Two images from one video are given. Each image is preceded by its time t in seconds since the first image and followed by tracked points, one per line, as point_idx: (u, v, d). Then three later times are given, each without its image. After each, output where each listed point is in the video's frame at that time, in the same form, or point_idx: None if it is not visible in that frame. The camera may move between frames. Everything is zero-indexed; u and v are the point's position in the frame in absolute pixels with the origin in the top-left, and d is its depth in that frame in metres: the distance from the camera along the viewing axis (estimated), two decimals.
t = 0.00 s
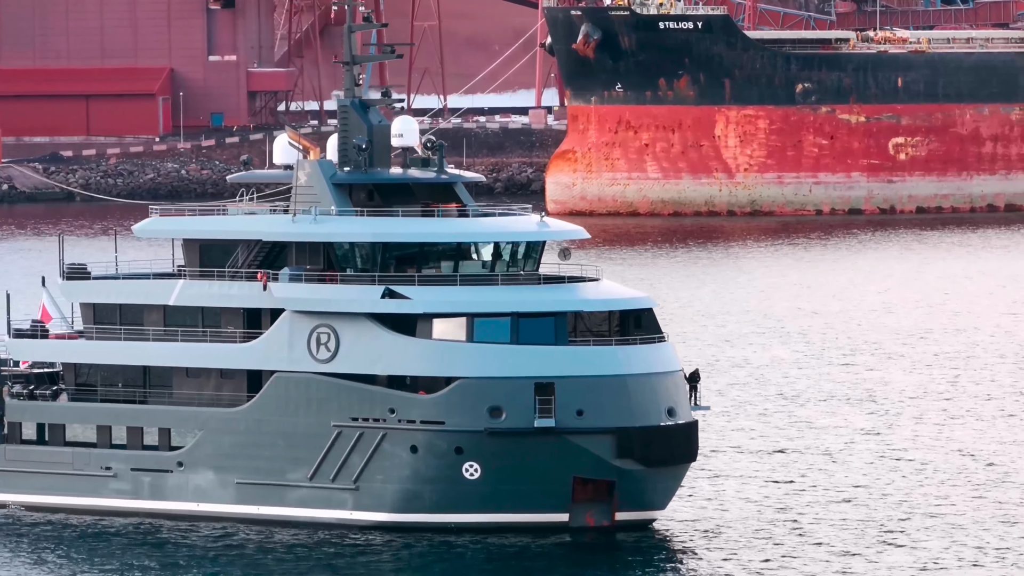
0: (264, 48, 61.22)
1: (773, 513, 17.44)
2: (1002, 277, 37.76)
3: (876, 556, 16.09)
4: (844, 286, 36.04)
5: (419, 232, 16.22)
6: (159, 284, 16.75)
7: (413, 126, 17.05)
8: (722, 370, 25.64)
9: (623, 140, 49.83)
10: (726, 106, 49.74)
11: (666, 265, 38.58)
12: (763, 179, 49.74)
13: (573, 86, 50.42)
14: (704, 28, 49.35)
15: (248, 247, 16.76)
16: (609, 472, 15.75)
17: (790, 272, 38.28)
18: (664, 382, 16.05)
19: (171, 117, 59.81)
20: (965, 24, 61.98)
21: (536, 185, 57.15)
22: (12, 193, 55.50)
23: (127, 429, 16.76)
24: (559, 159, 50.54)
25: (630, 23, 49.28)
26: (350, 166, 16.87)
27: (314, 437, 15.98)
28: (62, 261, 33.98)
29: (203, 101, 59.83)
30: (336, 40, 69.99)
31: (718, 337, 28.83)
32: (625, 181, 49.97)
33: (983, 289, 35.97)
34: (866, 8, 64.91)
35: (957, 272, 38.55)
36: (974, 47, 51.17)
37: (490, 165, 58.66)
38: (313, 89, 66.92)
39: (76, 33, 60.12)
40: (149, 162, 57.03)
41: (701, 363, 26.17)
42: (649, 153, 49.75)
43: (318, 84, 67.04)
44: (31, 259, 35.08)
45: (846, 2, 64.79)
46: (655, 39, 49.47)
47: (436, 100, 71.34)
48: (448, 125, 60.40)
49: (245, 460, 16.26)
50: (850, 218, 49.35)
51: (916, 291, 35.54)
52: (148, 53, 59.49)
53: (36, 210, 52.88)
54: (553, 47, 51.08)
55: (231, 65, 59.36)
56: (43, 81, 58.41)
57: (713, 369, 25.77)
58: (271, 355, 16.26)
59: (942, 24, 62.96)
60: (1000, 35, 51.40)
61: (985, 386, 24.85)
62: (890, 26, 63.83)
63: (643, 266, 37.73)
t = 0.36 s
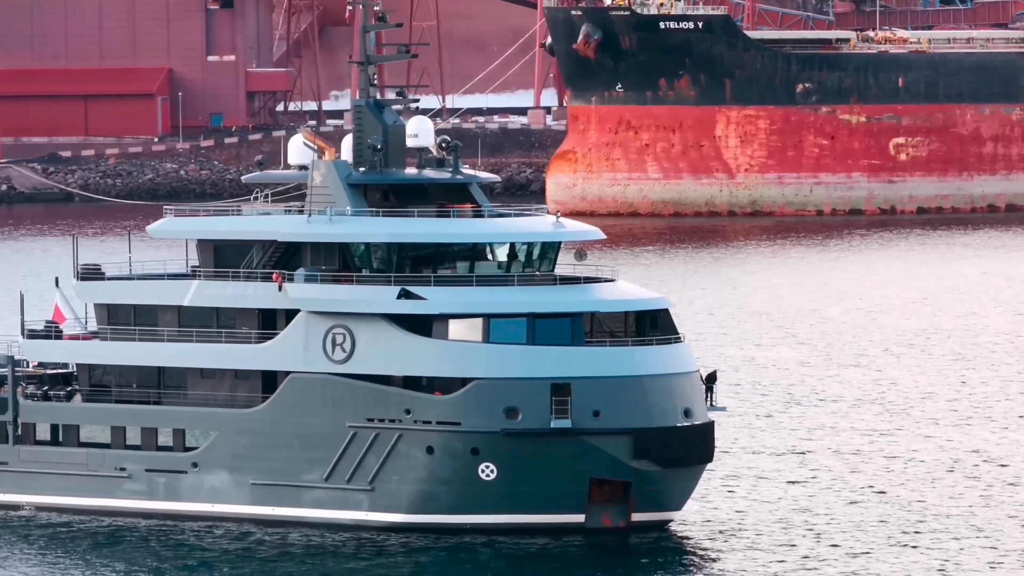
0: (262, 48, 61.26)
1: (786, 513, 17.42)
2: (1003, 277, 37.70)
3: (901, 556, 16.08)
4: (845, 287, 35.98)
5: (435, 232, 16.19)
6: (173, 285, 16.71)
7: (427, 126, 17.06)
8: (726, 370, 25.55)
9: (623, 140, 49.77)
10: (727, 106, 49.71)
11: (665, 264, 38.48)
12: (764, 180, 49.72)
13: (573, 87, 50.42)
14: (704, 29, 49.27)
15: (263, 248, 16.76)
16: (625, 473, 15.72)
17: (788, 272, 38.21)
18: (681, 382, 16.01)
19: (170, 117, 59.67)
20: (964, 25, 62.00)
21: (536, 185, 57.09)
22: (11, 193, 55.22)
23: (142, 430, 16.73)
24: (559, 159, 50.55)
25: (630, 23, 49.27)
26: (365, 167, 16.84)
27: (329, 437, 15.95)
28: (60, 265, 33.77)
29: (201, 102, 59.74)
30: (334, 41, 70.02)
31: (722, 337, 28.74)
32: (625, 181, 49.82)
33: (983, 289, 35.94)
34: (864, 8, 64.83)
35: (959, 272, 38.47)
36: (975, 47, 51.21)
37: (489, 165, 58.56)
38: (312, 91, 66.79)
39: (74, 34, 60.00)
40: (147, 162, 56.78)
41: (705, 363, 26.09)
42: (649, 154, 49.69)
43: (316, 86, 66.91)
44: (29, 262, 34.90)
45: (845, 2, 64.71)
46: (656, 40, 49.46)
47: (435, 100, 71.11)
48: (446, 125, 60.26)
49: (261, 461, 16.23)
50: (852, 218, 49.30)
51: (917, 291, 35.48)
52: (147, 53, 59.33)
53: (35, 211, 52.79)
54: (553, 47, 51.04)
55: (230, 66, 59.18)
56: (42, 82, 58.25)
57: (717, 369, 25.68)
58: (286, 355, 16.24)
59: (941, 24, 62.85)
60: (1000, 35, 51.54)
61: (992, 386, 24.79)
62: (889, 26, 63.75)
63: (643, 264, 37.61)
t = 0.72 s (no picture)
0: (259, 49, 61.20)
1: (798, 514, 17.44)
2: (1002, 277, 37.71)
3: (920, 555, 16.12)
4: (844, 287, 35.99)
5: (449, 233, 16.15)
6: (186, 286, 16.70)
7: (440, 127, 16.84)
8: (730, 370, 25.50)
9: (622, 141, 49.70)
10: (726, 107, 49.61)
11: (664, 263, 38.41)
12: (763, 181, 49.73)
13: (572, 88, 50.41)
14: (704, 29, 49.01)
15: (276, 249, 16.72)
16: (640, 474, 15.69)
17: (789, 273, 37.96)
18: (696, 384, 15.98)
19: (167, 118, 59.27)
20: (961, 26, 62.14)
21: (535, 186, 57.06)
22: (9, 195, 54.98)
23: (155, 431, 16.69)
24: (558, 160, 50.58)
25: (630, 23, 48.88)
26: (379, 167, 16.80)
27: (343, 439, 15.92)
28: (56, 269, 33.56)
29: (199, 103, 59.75)
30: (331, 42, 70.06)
31: (725, 338, 28.68)
32: (625, 182, 49.80)
33: (982, 289, 36.01)
34: (862, 10, 64.85)
35: (957, 273, 38.51)
36: (974, 48, 51.49)
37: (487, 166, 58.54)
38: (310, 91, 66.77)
39: (72, 34, 59.83)
40: (145, 163, 56.56)
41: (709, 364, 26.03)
42: (648, 155, 49.65)
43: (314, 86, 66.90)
44: (26, 264, 34.74)
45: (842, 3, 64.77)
46: (655, 40, 49.15)
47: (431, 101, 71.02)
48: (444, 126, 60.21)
49: (275, 463, 16.21)
50: (851, 219, 49.42)
51: (916, 291, 35.49)
52: (144, 53, 59.10)
53: (32, 212, 52.68)
54: (552, 48, 50.83)
55: (228, 67, 59.18)
56: (39, 83, 57.72)
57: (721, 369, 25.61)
58: (300, 357, 16.21)
59: (938, 25, 62.85)
60: (998, 36, 51.88)
61: (997, 387, 24.77)
62: (885, 27, 63.92)
63: (641, 264, 37.53)
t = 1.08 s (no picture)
0: (258, 49, 61.03)
1: (815, 516, 17.37)
2: (1006, 278, 37.64)
3: (946, 557, 16.08)
4: (848, 287, 35.90)
5: (469, 235, 16.10)
6: (206, 287, 16.67)
7: (460, 129, 16.95)
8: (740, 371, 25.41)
9: (624, 142, 49.62)
10: (728, 108, 49.55)
11: (667, 263, 38.27)
12: (766, 182, 49.59)
13: (574, 88, 50.27)
14: (706, 30, 49.04)
15: (295, 250, 16.67)
16: (661, 476, 15.64)
17: (792, 273, 37.75)
18: (716, 385, 15.93)
19: (166, 119, 59.22)
20: (960, 26, 62.04)
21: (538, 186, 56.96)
22: (9, 195, 54.70)
23: (174, 432, 16.66)
24: (560, 161, 50.55)
25: (631, 24, 48.75)
26: (399, 168, 16.77)
27: (363, 440, 15.88)
28: (56, 273, 33.31)
29: (199, 104, 59.69)
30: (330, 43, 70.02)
31: (733, 339, 28.58)
32: (626, 183, 49.69)
33: (987, 290, 35.93)
34: (862, 10, 64.76)
35: (962, 273, 38.42)
36: (975, 49, 51.49)
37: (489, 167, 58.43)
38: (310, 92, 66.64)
39: (71, 35, 59.77)
40: (145, 163, 56.27)
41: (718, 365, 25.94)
42: (650, 156, 49.59)
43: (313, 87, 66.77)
44: (26, 268, 34.50)
45: (842, 3, 64.70)
46: (657, 41, 49.10)
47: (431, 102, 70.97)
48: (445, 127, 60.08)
49: (294, 465, 16.17)
50: (854, 219, 49.33)
51: (921, 292, 35.39)
52: (144, 54, 58.91)
53: (32, 213, 52.41)
54: (554, 48, 50.81)
55: (228, 67, 59.05)
56: (38, 83, 57.79)
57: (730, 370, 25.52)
58: (319, 358, 16.17)
59: (937, 26, 62.74)
60: (1000, 37, 51.87)
61: (1007, 388, 24.68)
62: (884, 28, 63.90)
63: (643, 264, 37.42)
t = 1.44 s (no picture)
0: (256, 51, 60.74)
1: (827, 518, 17.35)
2: (1008, 279, 37.61)
3: (965, 558, 16.08)
4: (850, 287, 35.83)
5: (483, 236, 16.08)
6: (219, 288, 16.65)
7: (474, 130, 16.73)
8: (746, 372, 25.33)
9: (624, 143, 49.55)
10: (728, 109, 49.42)
11: (667, 263, 38.15)
12: (766, 183, 49.49)
13: (573, 89, 50.22)
14: (706, 31, 48.95)
15: (308, 251, 16.63)
16: (677, 478, 15.60)
17: (793, 273, 37.63)
18: (731, 387, 15.90)
19: (165, 119, 58.98)
20: (959, 27, 62.04)
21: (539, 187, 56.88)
22: (6, 197, 54.54)
23: (187, 434, 16.66)
24: (559, 163, 50.53)
25: (631, 25, 48.59)
26: (412, 169, 16.72)
27: (376, 442, 15.86)
28: (56, 276, 33.17)
29: (196, 105, 59.31)
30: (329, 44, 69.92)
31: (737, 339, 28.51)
32: (625, 185, 49.58)
33: (989, 291, 35.88)
34: (860, 11, 64.72)
35: (963, 274, 38.38)
36: (975, 50, 51.54)
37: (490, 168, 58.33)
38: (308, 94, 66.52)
39: (68, 35, 59.54)
40: (142, 165, 56.19)
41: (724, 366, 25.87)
42: (649, 157, 49.52)
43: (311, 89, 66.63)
44: (26, 271, 34.40)
45: (840, 4, 64.68)
46: (656, 42, 48.97)
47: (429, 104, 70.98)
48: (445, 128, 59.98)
49: (307, 466, 16.14)
50: (854, 221, 49.34)
51: (923, 293, 35.33)
52: (141, 56, 58.65)
53: (31, 214, 52.28)
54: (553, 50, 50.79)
55: (225, 69, 58.78)
56: (35, 84, 57.74)
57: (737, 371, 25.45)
58: (333, 360, 16.14)
59: (937, 27, 62.69)
60: (1000, 38, 51.93)
61: (1014, 389, 24.61)
62: (882, 29, 63.91)
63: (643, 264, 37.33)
